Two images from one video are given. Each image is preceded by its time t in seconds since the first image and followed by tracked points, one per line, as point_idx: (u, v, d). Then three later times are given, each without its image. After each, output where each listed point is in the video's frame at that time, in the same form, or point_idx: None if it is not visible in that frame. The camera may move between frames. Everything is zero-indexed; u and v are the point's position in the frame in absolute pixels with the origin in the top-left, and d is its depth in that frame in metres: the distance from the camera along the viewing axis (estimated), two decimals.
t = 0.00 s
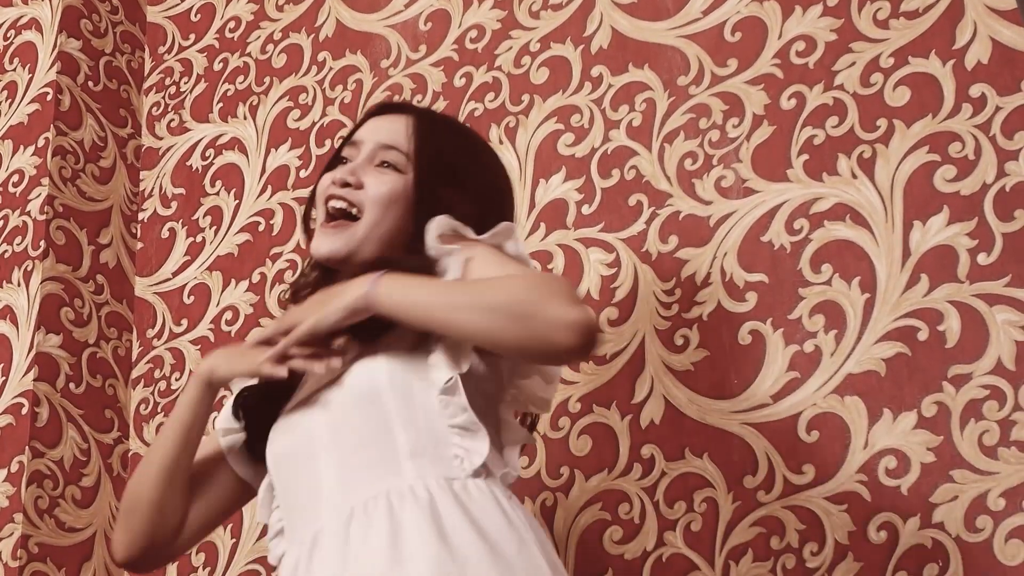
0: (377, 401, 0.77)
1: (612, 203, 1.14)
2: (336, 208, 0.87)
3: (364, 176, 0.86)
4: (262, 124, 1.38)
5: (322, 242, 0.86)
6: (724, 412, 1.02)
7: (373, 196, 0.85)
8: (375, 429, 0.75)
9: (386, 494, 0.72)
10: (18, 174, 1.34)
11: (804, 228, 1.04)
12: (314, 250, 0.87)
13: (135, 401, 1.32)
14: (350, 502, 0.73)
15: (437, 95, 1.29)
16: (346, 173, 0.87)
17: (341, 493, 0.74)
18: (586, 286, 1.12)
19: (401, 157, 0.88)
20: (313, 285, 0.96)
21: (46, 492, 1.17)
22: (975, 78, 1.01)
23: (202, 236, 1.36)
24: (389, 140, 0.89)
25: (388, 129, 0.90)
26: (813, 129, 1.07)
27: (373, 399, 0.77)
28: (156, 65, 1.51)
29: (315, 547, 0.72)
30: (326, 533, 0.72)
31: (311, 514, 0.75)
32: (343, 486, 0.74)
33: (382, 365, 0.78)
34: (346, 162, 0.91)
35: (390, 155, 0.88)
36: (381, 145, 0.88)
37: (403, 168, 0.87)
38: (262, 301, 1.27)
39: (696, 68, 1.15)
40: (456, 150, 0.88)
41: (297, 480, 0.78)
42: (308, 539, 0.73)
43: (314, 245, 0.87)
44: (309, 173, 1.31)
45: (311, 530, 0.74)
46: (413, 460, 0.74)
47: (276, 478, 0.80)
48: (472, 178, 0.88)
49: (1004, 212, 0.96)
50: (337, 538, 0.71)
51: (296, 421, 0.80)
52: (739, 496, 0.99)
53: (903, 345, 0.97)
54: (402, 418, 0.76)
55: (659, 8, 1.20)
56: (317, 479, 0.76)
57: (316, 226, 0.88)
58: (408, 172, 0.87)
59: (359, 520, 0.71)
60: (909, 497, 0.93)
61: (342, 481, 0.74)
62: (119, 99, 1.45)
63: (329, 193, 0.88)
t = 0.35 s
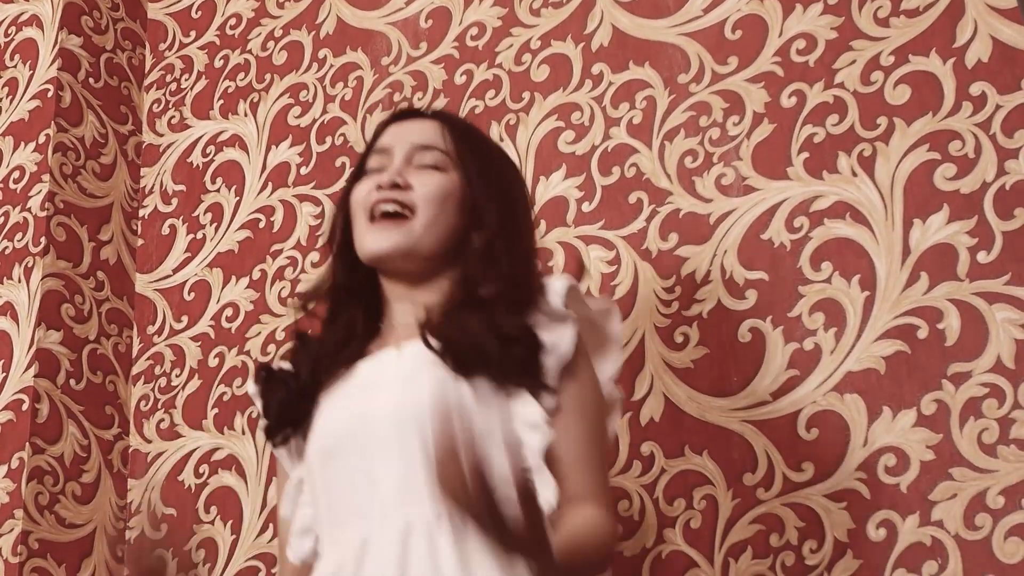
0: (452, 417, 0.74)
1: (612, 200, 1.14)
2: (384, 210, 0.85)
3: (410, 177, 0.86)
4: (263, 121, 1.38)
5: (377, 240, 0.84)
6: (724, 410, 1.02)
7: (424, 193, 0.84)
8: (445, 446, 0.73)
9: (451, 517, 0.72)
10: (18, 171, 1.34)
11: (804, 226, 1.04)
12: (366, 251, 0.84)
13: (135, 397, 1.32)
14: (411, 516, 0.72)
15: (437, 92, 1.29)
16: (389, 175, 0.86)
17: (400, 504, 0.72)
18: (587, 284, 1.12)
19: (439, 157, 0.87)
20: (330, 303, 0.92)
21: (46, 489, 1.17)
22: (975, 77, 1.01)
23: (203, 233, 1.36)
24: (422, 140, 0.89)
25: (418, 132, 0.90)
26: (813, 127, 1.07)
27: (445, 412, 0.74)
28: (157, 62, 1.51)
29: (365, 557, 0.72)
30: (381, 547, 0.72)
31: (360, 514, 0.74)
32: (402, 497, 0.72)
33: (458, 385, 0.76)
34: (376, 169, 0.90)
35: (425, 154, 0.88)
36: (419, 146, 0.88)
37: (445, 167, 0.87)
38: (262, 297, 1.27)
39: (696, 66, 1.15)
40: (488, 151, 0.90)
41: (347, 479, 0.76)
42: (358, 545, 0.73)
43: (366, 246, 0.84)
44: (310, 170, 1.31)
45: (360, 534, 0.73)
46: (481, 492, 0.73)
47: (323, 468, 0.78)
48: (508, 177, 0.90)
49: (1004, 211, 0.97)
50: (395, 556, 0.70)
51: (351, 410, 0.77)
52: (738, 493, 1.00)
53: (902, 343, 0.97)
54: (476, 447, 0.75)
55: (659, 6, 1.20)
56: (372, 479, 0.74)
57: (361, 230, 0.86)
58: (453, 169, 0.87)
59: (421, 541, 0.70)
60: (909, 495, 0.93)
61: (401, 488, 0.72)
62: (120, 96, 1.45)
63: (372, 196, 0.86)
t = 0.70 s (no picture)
0: (521, 380, 0.79)
1: (613, 194, 1.14)
2: (469, 148, 0.88)
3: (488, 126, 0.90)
4: (264, 114, 1.38)
5: (469, 172, 0.86)
6: (724, 403, 1.02)
7: (504, 144, 0.91)
8: (511, 410, 0.78)
9: (508, 476, 0.76)
10: (19, 163, 1.33)
11: (805, 221, 1.04)
12: (453, 179, 0.86)
13: (136, 389, 1.32)
14: (471, 471, 0.76)
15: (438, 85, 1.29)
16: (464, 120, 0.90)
17: (460, 459, 0.76)
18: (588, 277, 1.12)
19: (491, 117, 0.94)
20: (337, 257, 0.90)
21: (46, 481, 1.18)
22: (977, 71, 1.01)
23: (204, 225, 1.36)
24: (473, 98, 0.94)
25: (457, 88, 0.94)
26: (814, 121, 1.07)
27: (515, 375, 0.79)
28: (158, 55, 1.51)
29: (416, 499, 0.75)
30: (437, 488, 0.75)
31: (415, 463, 0.77)
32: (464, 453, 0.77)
33: (534, 346, 0.81)
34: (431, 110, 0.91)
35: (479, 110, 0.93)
36: (470, 101, 0.93)
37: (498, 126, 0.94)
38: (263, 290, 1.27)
39: (697, 60, 1.15)
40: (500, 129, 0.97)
41: (406, 425, 0.79)
42: (408, 488, 0.76)
43: (459, 174, 0.86)
44: (310, 163, 1.31)
45: (411, 479, 0.77)
46: (539, 451, 0.78)
47: (372, 414, 0.81)
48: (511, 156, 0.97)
49: (1005, 205, 0.97)
50: (452, 501, 0.74)
51: (416, 362, 0.81)
52: (738, 486, 1.00)
53: (903, 337, 0.97)
54: (540, 412, 0.79)
55: None
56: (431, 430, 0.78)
57: (444, 161, 0.87)
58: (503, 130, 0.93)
59: (478, 494, 0.74)
60: (909, 489, 0.93)
61: (463, 445, 0.77)
62: (121, 88, 1.45)
63: (456, 135, 0.89)
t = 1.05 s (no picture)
0: (490, 399, 0.77)
1: (615, 186, 1.14)
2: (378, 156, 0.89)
3: (394, 121, 0.90)
4: (266, 106, 1.38)
5: (387, 181, 0.88)
6: (725, 396, 1.03)
7: (413, 128, 0.89)
8: (484, 429, 0.77)
9: (482, 498, 0.75)
10: (21, 155, 1.34)
11: (807, 213, 1.04)
12: (375, 195, 0.88)
13: (138, 381, 1.32)
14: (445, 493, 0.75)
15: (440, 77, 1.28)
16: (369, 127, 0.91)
17: (434, 481, 0.76)
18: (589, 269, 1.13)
19: (415, 101, 0.93)
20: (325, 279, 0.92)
21: (48, 472, 1.18)
22: (979, 64, 1.01)
23: (205, 217, 1.36)
24: (393, 90, 0.94)
25: (383, 88, 0.95)
26: (816, 114, 1.07)
27: (484, 396, 0.77)
28: (160, 46, 1.51)
29: (391, 522, 0.75)
30: (411, 511, 0.75)
31: (392, 484, 0.77)
32: (438, 476, 0.76)
33: (504, 362, 0.78)
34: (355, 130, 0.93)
35: (402, 98, 0.93)
36: (389, 97, 0.93)
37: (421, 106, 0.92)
38: (265, 282, 1.27)
39: (699, 52, 1.15)
40: (463, 99, 0.95)
41: (381, 444, 0.79)
42: (384, 510, 0.76)
43: (377, 188, 0.88)
44: (312, 155, 1.31)
45: (387, 501, 0.76)
46: (515, 471, 0.77)
47: (349, 432, 0.81)
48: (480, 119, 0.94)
49: (1007, 198, 0.97)
50: (427, 521, 0.73)
51: (387, 386, 0.80)
52: (739, 479, 1.00)
53: (904, 330, 0.97)
54: (515, 429, 0.77)
55: None
56: (407, 451, 0.78)
57: (365, 180, 0.89)
58: (427, 107, 0.92)
59: (453, 514, 0.74)
60: (910, 481, 0.93)
61: (437, 467, 0.76)
62: (123, 81, 1.45)
63: (363, 150, 0.90)
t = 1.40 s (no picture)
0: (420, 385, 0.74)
1: (618, 178, 1.14)
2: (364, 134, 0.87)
3: (399, 108, 0.88)
4: (269, 99, 1.38)
5: (353, 162, 0.85)
6: (729, 388, 1.03)
7: (407, 123, 0.86)
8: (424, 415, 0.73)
9: (433, 485, 0.71)
10: (24, 147, 1.34)
11: (810, 206, 1.04)
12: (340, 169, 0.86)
13: (141, 373, 1.32)
14: (394, 486, 0.71)
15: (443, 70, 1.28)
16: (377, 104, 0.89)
17: (382, 474, 0.71)
18: (592, 262, 1.13)
19: (434, 97, 0.90)
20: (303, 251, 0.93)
21: (52, 464, 1.18)
22: (982, 56, 1.01)
23: (209, 210, 1.36)
24: (422, 78, 0.91)
25: (419, 70, 0.92)
26: (820, 106, 1.07)
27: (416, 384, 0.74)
28: (163, 39, 1.51)
29: (346, 524, 0.71)
30: (363, 510, 0.71)
31: (341, 485, 0.73)
32: (384, 468, 0.72)
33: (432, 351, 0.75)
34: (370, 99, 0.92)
35: (424, 90, 0.90)
36: (412, 82, 0.90)
37: (434, 105, 0.89)
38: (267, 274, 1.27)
39: (703, 45, 1.15)
40: (487, 112, 0.92)
41: (325, 444, 0.75)
42: (338, 513, 0.72)
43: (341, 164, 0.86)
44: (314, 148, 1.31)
45: (340, 502, 0.72)
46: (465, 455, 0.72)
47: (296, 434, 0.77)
48: (491, 132, 0.91)
49: (1010, 191, 0.96)
50: (379, 520, 0.69)
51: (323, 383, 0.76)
52: (742, 471, 1.00)
53: (908, 322, 0.97)
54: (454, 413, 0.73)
55: None
56: (350, 447, 0.73)
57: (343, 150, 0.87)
58: (440, 109, 0.89)
59: (405, 508, 0.70)
60: (913, 474, 0.93)
61: (382, 459, 0.72)
62: (126, 73, 1.45)
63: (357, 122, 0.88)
